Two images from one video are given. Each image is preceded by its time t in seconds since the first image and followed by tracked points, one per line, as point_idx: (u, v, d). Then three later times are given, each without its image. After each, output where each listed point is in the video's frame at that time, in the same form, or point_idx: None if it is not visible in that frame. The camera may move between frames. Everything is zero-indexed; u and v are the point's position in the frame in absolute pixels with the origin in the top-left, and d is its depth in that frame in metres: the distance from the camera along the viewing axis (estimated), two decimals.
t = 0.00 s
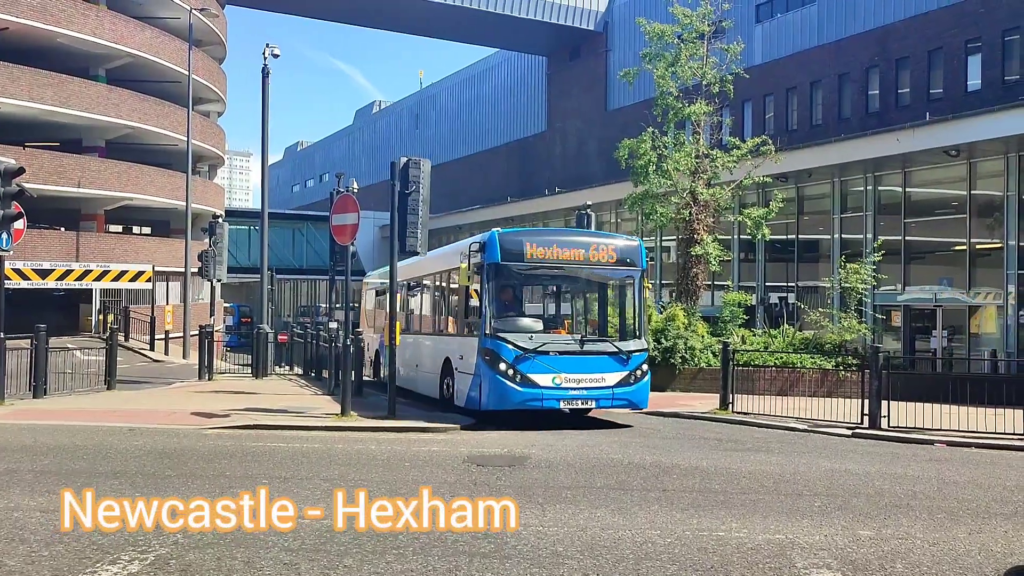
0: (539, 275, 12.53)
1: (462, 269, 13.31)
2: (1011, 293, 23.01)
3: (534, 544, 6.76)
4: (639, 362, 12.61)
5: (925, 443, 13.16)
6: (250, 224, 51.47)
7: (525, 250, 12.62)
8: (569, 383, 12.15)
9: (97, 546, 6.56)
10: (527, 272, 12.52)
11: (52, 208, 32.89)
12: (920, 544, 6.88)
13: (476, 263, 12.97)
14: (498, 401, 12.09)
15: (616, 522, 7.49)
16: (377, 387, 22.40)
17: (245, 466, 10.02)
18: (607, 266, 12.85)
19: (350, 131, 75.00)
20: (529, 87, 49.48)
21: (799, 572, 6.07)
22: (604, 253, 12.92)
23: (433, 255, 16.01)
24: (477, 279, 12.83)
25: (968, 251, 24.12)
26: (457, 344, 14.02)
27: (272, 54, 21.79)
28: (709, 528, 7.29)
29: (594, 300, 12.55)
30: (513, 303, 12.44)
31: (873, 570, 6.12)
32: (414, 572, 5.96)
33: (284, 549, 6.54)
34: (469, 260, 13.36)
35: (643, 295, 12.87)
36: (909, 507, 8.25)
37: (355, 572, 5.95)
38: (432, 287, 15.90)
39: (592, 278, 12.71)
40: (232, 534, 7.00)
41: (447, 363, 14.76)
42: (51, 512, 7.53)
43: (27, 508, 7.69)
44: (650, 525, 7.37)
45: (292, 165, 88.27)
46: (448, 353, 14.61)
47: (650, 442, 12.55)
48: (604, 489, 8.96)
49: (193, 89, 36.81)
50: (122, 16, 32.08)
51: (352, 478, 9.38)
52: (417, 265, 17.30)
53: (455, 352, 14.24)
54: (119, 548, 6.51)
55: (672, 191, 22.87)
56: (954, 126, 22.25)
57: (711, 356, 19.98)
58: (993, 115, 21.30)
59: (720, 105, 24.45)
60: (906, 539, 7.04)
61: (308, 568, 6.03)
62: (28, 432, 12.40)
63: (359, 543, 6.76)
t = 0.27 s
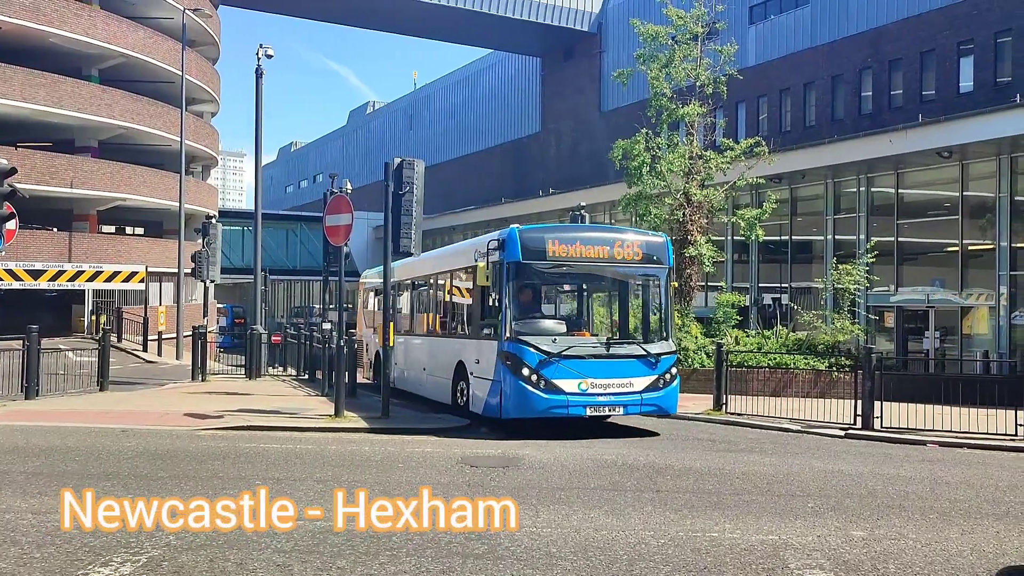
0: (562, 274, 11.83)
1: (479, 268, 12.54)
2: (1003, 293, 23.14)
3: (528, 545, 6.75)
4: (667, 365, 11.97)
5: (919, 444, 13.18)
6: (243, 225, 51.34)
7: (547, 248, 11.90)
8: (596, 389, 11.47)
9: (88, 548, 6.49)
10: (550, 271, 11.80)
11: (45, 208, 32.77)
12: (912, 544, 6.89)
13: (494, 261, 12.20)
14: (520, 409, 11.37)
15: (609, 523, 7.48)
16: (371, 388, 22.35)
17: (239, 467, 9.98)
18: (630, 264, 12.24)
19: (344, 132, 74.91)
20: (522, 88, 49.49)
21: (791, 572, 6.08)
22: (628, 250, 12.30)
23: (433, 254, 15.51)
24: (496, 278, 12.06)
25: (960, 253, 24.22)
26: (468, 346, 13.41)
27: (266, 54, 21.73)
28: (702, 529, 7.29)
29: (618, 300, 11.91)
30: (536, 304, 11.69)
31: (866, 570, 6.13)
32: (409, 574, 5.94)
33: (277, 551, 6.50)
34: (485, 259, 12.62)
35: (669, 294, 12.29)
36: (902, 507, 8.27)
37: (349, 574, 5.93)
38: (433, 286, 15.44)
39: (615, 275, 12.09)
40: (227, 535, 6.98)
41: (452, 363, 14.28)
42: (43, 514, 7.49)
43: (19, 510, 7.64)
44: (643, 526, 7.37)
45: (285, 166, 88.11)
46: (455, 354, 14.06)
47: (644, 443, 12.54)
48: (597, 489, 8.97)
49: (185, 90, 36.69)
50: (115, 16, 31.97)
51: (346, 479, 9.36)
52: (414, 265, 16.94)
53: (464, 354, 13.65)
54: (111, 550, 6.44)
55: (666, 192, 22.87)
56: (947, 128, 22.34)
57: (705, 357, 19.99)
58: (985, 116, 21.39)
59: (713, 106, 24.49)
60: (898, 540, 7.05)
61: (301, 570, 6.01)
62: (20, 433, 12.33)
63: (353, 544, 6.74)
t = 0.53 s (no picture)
0: (587, 272, 11.18)
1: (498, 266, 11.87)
2: (995, 294, 23.26)
3: (521, 545, 6.75)
4: (699, 368, 11.32)
5: (911, 444, 13.20)
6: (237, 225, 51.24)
7: (573, 244, 11.22)
8: (626, 394, 10.80)
9: (80, 549, 6.48)
10: (575, 269, 11.14)
11: (38, 208, 32.65)
12: (904, 544, 6.91)
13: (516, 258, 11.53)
14: (546, 415, 10.69)
15: (603, 523, 7.48)
16: (364, 388, 22.31)
17: (231, 467, 9.96)
18: (659, 261, 11.54)
19: (338, 131, 74.80)
20: (517, 88, 49.48)
21: (784, 572, 6.09)
22: (657, 246, 11.62)
23: (441, 250, 14.83)
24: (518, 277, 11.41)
25: (952, 253, 24.31)
26: (482, 348, 12.77)
27: (260, 54, 21.69)
28: (695, 529, 7.30)
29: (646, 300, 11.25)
30: (561, 304, 11.07)
31: (857, 570, 6.14)
32: (401, 575, 5.93)
33: (269, 551, 6.49)
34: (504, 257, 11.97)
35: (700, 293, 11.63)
36: (894, 507, 8.30)
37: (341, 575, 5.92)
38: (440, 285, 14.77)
39: (643, 274, 11.41)
40: (222, 535, 6.97)
41: (461, 365, 13.63)
42: (35, 514, 7.48)
43: (11, 510, 7.61)
44: (637, 526, 7.37)
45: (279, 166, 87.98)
46: (466, 356, 13.42)
47: (638, 443, 12.53)
48: (590, 489, 8.98)
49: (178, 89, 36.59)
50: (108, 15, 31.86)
51: (339, 479, 9.34)
52: (417, 262, 16.29)
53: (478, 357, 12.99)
54: (103, 551, 6.42)
55: (659, 192, 22.88)
56: (939, 129, 22.42)
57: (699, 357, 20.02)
58: (977, 117, 21.47)
59: (707, 107, 24.53)
60: (890, 539, 7.07)
61: (294, 570, 6.00)
62: (12, 433, 12.28)
63: (346, 543, 6.73)
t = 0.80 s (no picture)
0: (621, 270, 10.66)
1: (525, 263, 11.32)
2: (989, 293, 23.35)
3: (516, 544, 6.76)
4: (737, 370, 10.88)
5: (904, 442, 13.26)
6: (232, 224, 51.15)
7: (606, 240, 10.64)
8: (662, 398, 10.35)
9: (74, 548, 6.47)
10: (608, 267, 10.61)
11: (32, 206, 32.56)
12: (897, 542, 6.93)
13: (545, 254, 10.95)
14: (579, 421, 10.23)
15: (598, 522, 7.49)
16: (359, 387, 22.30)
17: (225, 467, 9.94)
18: (694, 257, 11.03)
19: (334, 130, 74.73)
20: (512, 88, 49.49)
21: (777, 570, 6.11)
22: (693, 241, 11.06)
23: (455, 246, 14.22)
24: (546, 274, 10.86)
25: (946, 253, 24.39)
26: (504, 349, 12.20)
27: (254, 53, 21.66)
28: (689, 527, 7.32)
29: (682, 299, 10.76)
30: (592, 303, 10.57)
31: (850, 568, 6.16)
32: (396, 574, 5.94)
33: (264, 550, 6.49)
34: (531, 252, 11.39)
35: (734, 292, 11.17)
36: (887, 506, 8.33)
37: (335, 574, 5.92)
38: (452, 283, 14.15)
39: (678, 271, 10.91)
40: (218, 534, 6.96)
41: (478, 367, 13.06)
42: (28, 513, 7.46)
43: (6, 510, 7.59)
44: (631, 525, 7.39)
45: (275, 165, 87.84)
46: (484, 357, 12.84)
47: (633, 442, 12.55)
48: (584, 488, 8.98)
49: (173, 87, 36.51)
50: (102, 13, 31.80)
51: (334, 479, 9.34)
52: (424, 259, 15.66)
53: (498, 358, 12.42)
54: (97, 550, 6.42)
55: (654, 192, 22.88)
56: (934, 129, 22.47)
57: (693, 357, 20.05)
58: (971, 118, 21.53)
59: (702, 107, 24.54)
60: (883, 537, 7.10)
61: (288, 568, 6.00)
62: (5, 432, 12.24)
63: (341, 543, 6.72)
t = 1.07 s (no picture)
0: (662, 269, 10.15)
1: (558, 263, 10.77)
2: (987, 293, 23.39)
3: (515, 544, 6.76)
4: (781, 376, 10.43)
5: (903, 442, 13.28)
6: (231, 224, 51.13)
7: (647, 238, 10.14)
8: (707, 405, 9.87)
9: (73, 547, 6.47)
10: (650, 266, 10.09)
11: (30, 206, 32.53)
12: (895, 542, 6.95)
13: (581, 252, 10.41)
14: (620, 429, 9.73)
15: (597, 522, 7.49)
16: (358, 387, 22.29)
17: (224, 466, 9.92)
18: (736, 256, 10.52)
19: (332, 130, 74.73)
20: (511, 88, 49.51)
21: (775, 570, 6.11)
22: (735, 240, 10.58)
23: (473, 243, 13.60)
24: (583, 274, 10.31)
25: (945, 253, 24.44)
26: (532, 352, 11.65)
27: (253, 52, 21.66)
28: (687, 527, 7.32)
29: (724, 300, 10.27)
30: (631, 305, 10.08)
31: (848, 568, 6.17)
32: (394, 573, 5.94)
33: (263, 549, 6.49)
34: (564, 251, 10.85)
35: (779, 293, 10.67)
36: (886, 506, 8.33)
37: (334, 573, 5.92)
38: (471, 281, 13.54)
39: (720, 271, 10.41)
40: (218, 533, 6.95)
41: (502, 370, 12.52)
42: (26, 512, 7.45)
43: (5, 509, 7.58)
44: (630, 525, 7.39)
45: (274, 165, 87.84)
46: (509, 361, 12.29)
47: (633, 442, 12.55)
48: (582, 488, 8.98)
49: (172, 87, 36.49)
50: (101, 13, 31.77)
51: (333, 478, 9.34)
52: (436, 256, 15.06)
53: (524, 362, 11.86)
54: (96, 549, 6.42)
55: (653, 192, 22.86)
56: (933, 130, 22.49)
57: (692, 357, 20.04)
58: (969, 118, 21.56)
59: (701, 107, 24.54)
60: (881, 537, 7.11)
61: (287, 568, 6.00)
62: (3, 432, 12.23)
63: (339, 543, 6.71)
